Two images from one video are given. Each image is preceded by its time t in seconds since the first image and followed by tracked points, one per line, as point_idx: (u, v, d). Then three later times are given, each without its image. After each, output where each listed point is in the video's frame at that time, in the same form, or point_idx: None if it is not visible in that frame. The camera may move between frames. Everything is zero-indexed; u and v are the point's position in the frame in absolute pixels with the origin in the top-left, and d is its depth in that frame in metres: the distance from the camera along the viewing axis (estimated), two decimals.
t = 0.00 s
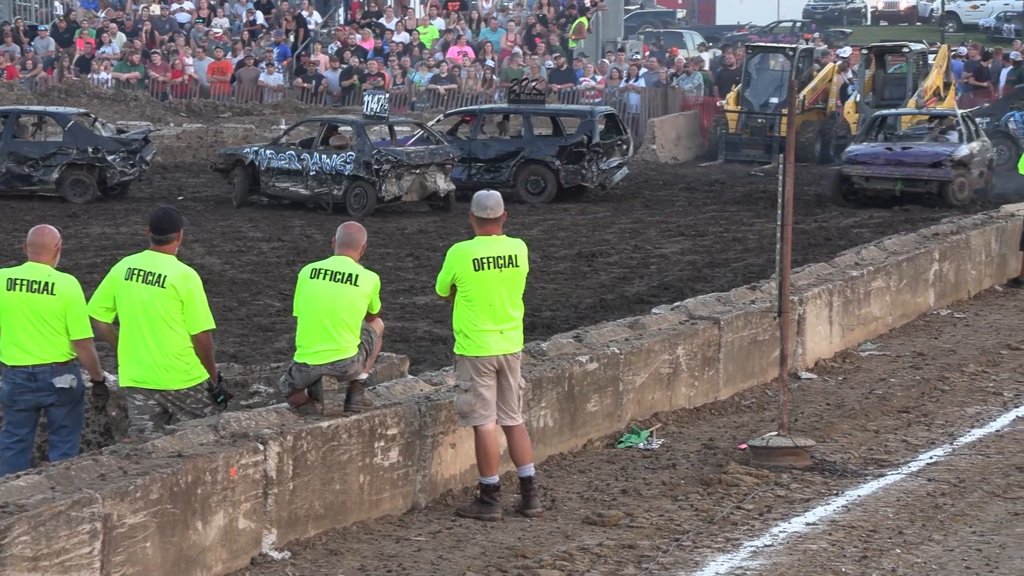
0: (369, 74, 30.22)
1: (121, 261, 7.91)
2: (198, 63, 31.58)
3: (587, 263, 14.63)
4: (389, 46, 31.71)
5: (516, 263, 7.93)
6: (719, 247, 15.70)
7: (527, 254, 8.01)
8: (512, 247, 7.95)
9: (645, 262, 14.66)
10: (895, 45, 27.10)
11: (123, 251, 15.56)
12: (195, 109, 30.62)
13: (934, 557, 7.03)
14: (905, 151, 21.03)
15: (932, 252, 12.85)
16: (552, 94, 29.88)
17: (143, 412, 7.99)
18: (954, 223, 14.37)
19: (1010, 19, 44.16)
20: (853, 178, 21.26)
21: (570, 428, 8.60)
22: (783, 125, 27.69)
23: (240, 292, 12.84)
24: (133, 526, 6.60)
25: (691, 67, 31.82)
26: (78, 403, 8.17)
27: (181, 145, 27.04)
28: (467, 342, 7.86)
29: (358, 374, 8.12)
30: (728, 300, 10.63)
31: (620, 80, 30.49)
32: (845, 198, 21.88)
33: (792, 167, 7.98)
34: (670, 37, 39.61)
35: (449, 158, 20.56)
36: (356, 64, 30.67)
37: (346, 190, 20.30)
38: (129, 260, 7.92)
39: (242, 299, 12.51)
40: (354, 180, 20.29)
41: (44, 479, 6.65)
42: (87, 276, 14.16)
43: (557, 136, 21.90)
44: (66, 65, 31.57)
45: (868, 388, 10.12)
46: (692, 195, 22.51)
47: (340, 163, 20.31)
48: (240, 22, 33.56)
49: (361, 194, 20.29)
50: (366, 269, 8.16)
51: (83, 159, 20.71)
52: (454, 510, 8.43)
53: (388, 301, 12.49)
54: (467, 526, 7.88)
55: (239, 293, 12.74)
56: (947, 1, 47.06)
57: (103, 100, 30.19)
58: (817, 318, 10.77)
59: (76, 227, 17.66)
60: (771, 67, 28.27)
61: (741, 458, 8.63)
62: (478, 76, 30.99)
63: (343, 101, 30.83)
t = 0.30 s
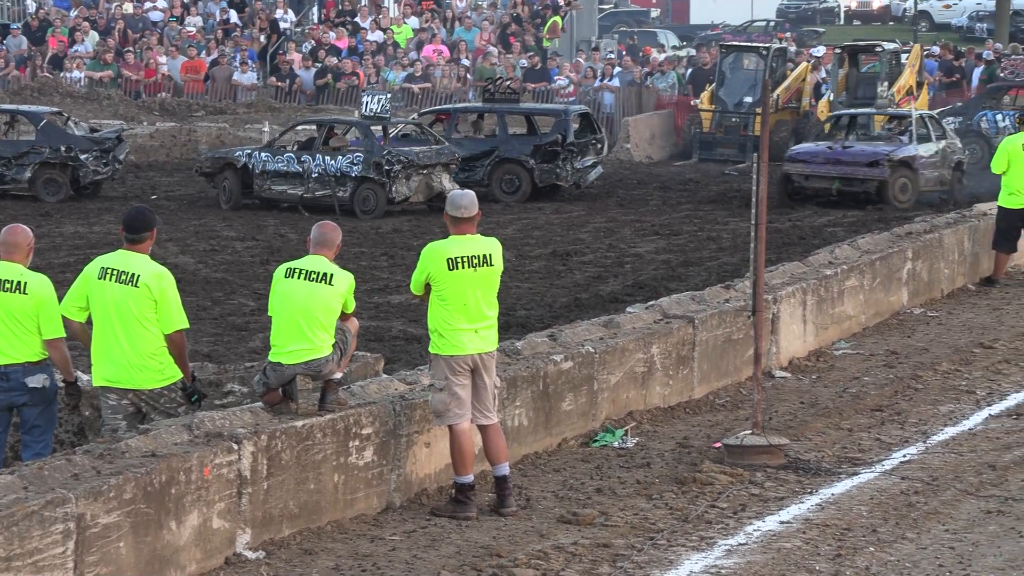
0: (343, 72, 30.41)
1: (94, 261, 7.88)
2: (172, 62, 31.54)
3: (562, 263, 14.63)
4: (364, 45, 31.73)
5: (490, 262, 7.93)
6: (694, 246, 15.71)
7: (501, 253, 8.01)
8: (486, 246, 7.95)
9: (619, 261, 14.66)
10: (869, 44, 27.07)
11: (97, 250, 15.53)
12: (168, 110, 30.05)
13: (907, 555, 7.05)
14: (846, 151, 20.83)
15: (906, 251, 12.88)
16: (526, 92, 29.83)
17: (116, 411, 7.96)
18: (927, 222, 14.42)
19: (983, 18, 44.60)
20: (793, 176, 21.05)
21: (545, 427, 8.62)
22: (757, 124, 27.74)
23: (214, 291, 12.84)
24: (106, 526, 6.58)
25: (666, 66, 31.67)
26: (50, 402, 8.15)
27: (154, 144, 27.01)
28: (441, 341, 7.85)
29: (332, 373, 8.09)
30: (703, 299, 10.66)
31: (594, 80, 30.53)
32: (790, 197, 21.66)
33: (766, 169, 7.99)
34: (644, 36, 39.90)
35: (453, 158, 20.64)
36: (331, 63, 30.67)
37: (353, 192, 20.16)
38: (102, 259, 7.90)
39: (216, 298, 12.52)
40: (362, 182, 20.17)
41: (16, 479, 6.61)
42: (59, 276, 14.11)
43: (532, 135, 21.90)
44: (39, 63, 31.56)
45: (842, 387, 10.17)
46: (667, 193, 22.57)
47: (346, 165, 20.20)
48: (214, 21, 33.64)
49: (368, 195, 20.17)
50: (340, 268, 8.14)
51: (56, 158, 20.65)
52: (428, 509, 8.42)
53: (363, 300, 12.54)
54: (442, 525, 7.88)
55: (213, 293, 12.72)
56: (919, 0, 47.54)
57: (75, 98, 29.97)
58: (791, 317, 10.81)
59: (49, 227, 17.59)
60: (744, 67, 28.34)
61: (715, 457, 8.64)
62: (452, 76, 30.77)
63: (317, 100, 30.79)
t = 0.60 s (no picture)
0: (310, 72, 30.49)
1: (60, 261, 7.84)
2: (139, 62, 31.35)
3: (530, 263, 14.65)
4: (331, 45, 31.80)
5: (458, 263, 7.92)
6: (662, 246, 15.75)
7: (470, 253, 8.00)
8: (455, 246, 7.94)
9: (588, 261, 14.69)
10: (836, 44, 27.30)
11: (63, 251, 15.49)
12: (134, 109, 30.03)
13: (874, 554, 7.06)
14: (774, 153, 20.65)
15: (873, 251, 12.95)
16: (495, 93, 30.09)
17: (83, 412, 7.93)
18: (895, 222, 14.49)
19: (949, 19, 45.15)
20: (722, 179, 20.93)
21: (513, 427, 8.64)
22: (724, 125, 27.82)
23: (182, 292, 12.86)
24: (72, 528, 6.52)
25: (636, 66, 31.61)
26: (16, 403, 8.08)
27: (121, 144, 26.98)
28: (410, 342, 7.83)
29: (300, 374, 8.03)
30: (670, 299, 10.74)
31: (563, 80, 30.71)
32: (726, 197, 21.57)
33: (732, 169, 8.00)
34: (612, 37, 40.17)
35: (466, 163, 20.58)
36: (299, 63, 30.72)
37: (368, 194, 19.96)
38: (69, 260, 7.85)
39: (184, 299, 12.55)
40: (377, 184, 20.01)
41: None
42: (26, 277, 14.07)
43: (500, 135, 21.95)
44: (4, 63, 31.26)
45: (809, 388, 10.25)
46: (635, 194, 22.66)
47: (360, 167, 20.06)
48: (181, 22, 33.46)
49: (383, 198, 19.99)
50: (309, 269, 8.09)
51: (22, 158, 20.55)
52: (396, 510, 8.39)
53: (331, 301, 12.64)
54: (410, 526, 7.87)
55: (180, 294, 12.73)
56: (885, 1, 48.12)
57: (41, 98, 29.73)
58: (758, 317, 10.93)
59: (16, 227, 17.49)
60: (712, 67, 28.40)
61: (683, 457, 8.67)
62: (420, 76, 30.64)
63: (284, 99, 30.59)
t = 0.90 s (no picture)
0: (285, 73, 30.52)
1: (35, 261, 7.79)
2: (113, 62, 31.27)
3: (506, 263, 14.67)
4: (306, 46, 31.65)
5: (434, 262, 7.91)
6: (638, 246, 15.77)
7: (445, 253, 7.99)
8: (431, 246, 7.93)
9: (563, 261, 14.72)
10: (810, 45, 27.81)
11: (37, 251, 15.44)
12: (109, 108, 30.10)
13: (849, 554, 7.07)
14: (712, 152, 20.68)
15: (847, 251, 13.00)
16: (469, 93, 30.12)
17: (56, 413, 7.90)
18: (869, 222, 14.55)
19: (922, 20, 45.74)
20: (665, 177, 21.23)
21: (489, 428, 8.66)
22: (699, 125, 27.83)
23: (156, 292, 12.87)
24: (47, 529, 6.41)
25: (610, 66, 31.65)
26: None
27: (96, 144, 26.93)
28: (385, 342, 7.82)
29: (276, 375, 7.96)
30: (645, 298, 10.80)
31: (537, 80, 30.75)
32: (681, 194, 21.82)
33: (708, 169, 8.00)
34: (588, 37, 40.45)
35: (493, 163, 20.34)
36: (273, 63, 30.76)
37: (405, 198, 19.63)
38: (44, 259, 7.80)
39: (158, 299, 12.56)
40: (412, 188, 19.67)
41: None
42: None
43: (475, 135, 21.92)
44: None
45: (784, 387, 10.29)
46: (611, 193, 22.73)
47: (394, 171, 19.66)
48: (155, 22, 33.12)
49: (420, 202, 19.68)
50: (284, 269, 7.99)
51: None
52: (372, 510, 8.32)
53: (306, 301, 12.69)
54: (386, 526, 7.83)
55: (154, 294, 12.75)
56: (860, 1, 48.75)
57: (15, 98, 29.67)
58: (734, 317, 10.99)
59: None
60: (687, 67, 28.51)
61: (659, 457, 8.70)
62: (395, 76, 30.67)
63: (259, 99, 30.72)
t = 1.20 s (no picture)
0: (273, 73, 30.55)
1: (23, 261, 7.75)
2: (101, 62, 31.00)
3: (495, 263, 14.67)
4: (295, 46, 31.62)
5: (423, 263, 7.90)
6: (627, 246, 15.79)
7: (435, 253, 7.98)
8: (420, 246, 7.93)
9: (552, 261, 14.73)
10: (798, 46, 28.07)
11: (25, 252, 15.39)
12: (96, 109, 29.47)
13: (838, 554, 7.07)
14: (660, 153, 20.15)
15: (836, 251, 13.02)
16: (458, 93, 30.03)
17: (45, 414, 7.86)
18: (858, 222, 14.59)
19: (911, 20, 46.02)
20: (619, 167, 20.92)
21: (478, 428, 8.67)
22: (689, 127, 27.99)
23: (145, 293, 12.86)
24: (35, 530, 6.34)
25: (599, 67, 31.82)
26: None
27: (84, 145, 26.84)
28: (374, 342, 7.82)
29: (265, 375, 7.89)
30: (634, 298, 10.82)
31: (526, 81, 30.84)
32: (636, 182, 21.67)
33: (697, 169, 8.00)
34: (576, 37, 40.54)
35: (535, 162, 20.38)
36: (262, 63, 30.76)
37: (462, 198, 19.52)
38: (32, 260, 7.77)
39: (147, 299, 12.55)
40: (467, 187, 19.58)
41: None
42: None
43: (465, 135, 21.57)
44: None
45: (773, 387, 10.31)
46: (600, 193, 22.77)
47: (450, 170, 19.48)
48: (143, 21, 33.35)
49: (477, 200, 19.63)
50: (273, 269, 7.93)
51: None
52: (362, 511, 8.29)
53: (295, 301, 12.70)
54: (376, 526, 7.82)
55: (143, 294, 12.75)
56: (848, 1, 49.04)
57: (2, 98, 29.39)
58: (723, 317, 11.01)
59: None
60: (676, 68, 28.57)
61: (648, 457, 8.72)
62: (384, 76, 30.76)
63: (248, 99, 30.66)
